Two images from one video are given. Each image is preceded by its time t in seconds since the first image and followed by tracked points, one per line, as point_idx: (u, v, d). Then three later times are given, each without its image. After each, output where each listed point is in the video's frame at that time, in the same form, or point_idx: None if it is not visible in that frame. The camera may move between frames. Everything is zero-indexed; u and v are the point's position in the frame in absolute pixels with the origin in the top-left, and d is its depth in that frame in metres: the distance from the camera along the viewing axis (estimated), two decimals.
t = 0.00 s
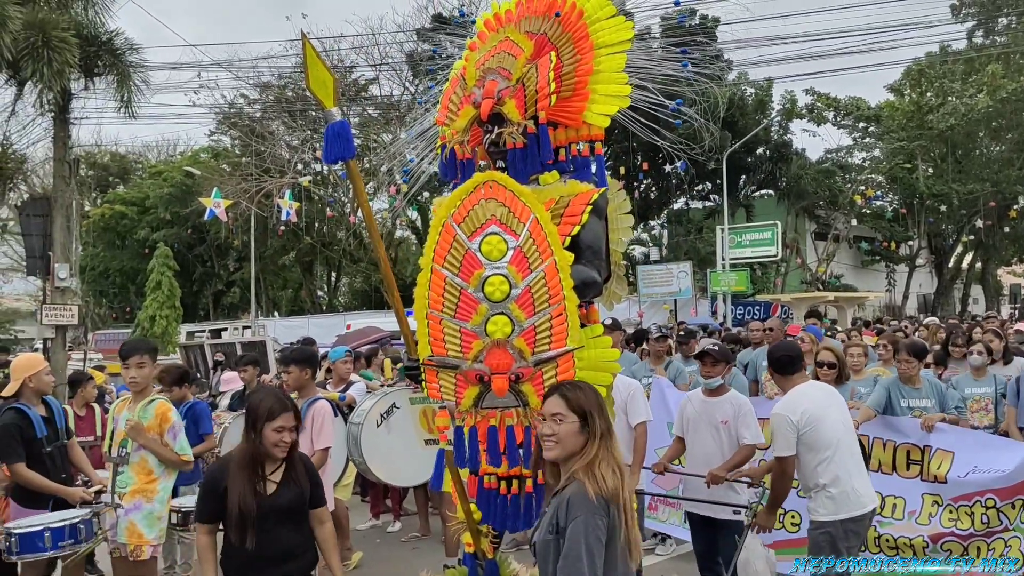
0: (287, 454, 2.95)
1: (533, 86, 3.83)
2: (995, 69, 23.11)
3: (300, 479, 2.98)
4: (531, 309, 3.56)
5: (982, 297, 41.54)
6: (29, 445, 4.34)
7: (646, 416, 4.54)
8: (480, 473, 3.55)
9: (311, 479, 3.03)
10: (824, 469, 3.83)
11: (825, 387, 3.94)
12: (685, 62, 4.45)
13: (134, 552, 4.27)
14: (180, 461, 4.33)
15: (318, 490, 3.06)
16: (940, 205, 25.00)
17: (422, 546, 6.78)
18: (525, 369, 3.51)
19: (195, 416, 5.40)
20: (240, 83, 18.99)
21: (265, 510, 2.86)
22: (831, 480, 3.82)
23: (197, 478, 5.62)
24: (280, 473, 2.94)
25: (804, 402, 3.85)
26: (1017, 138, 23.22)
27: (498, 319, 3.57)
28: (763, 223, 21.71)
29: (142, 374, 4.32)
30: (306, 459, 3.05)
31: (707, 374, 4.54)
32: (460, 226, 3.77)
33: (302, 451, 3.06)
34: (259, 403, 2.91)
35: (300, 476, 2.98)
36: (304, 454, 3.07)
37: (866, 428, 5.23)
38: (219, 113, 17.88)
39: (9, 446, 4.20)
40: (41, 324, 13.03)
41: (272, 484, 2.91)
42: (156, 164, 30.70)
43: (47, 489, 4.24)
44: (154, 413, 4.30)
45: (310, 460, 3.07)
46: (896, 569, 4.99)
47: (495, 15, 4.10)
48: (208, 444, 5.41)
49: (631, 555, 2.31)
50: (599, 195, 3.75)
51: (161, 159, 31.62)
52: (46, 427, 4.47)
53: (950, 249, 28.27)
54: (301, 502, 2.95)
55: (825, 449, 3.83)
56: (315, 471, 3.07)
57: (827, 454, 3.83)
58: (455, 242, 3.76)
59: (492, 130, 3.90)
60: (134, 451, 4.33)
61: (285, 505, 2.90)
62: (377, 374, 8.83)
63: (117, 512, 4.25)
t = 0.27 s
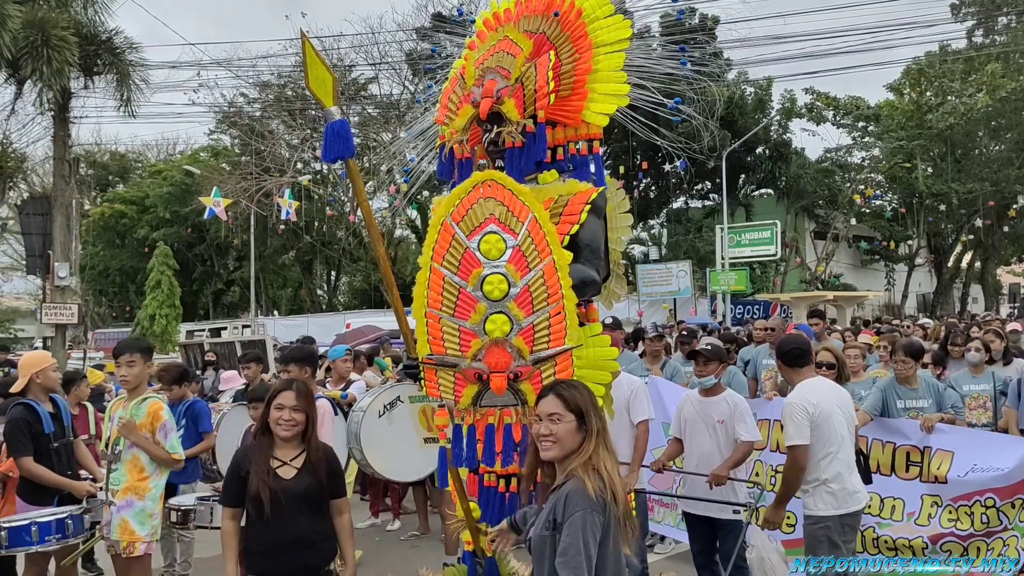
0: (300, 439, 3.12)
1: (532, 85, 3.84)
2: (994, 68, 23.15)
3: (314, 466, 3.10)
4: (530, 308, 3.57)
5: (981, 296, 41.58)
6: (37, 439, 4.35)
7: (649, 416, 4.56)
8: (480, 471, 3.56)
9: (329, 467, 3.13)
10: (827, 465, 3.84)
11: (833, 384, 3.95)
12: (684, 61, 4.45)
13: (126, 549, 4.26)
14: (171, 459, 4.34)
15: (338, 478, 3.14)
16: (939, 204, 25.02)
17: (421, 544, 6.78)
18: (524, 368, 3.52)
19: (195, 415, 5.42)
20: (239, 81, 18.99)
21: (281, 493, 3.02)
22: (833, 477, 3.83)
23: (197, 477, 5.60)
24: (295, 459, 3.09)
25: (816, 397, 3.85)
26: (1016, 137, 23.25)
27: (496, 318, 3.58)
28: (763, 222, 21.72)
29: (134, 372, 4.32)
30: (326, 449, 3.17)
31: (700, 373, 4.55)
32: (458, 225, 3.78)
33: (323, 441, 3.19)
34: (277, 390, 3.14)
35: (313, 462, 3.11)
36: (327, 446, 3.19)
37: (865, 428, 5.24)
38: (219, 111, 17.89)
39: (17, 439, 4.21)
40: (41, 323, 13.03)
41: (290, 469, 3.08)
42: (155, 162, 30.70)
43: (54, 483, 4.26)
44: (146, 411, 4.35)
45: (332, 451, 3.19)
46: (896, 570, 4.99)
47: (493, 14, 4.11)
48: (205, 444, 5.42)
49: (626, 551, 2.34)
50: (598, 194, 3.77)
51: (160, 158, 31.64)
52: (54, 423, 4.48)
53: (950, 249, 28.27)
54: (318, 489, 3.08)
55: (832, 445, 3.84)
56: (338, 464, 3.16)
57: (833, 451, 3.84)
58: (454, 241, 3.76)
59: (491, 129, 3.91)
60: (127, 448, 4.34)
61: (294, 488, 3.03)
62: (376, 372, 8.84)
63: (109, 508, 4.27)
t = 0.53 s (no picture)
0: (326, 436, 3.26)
1: (533, 83, 3.85)
2: (995, 67, 23.11)
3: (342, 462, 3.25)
4: (530, 305, 3.58)
5: (982, 295, 41.55)
6: (44, 434, 4.37)
7: (655, 416, 4.58)
8: (481, 468, 3.57)
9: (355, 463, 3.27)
10: (831, 459, 3.87)
11: (840, 380, 3.97)
12: (685, 59, 4.47)
13: (123, 544, 4.27)
14: (167, 456, 4.36)
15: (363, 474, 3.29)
16: (940, 203, 25.01)
17: (422, 542, 6.81)
18: (524, 365, 3.53)
19: (197, 412, 5.44)
20: (240, 79, 18.99)
21: (310, 489, 3.16)
22: (836, 471, 3.86)
23: (199, 474, 5.62)
24: (323, 456, 3.24)
25: (824, 392, 3.87)
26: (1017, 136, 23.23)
27: (496, 316, 3.59)
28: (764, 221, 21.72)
29: (127, 370, 4.31)
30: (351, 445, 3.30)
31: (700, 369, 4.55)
32: (458, 223, 3.80)
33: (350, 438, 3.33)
34: (307, 390, 3.31)
35: (340, 457, 3.25)
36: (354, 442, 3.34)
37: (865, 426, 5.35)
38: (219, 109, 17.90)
39: (25, 433, 4.23)
40: (42, 320, 13.07)
41: (318, 466, 3.22)
42: (157, 160, 30.72)
43: (62, 478, 4.29)
44: (143, 409, 4.38)
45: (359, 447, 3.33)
46: (895, 569, 4.99)
47: (495, 13, 4.13)
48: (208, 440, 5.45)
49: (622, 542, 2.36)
50: (598, 192, 3.79)
51: (161, 157, 31.67)
52: (62, 419, 4.51)
53: (950, 247, 28.25)
54: (344, 486, 3.20)
55: (837, 441, 3.86)
56: (365, 461, 3.30)
57: (837, 446, 3.86)
58: (454, 239, 3.78)
59: (492, 128, 3.93)
60: (122, 446, 4.35)
61: (322, 483, 3.18)
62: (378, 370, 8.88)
63: (107, 505, 4.28)
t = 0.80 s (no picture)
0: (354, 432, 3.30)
1: (537, 83, 3.89)
2: (999, 66, 23.08)
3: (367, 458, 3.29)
4: (533, 304, 3.62)
5: (986, 295, 41.51)
6: (55, 429, 4.42)
7: (666, 416, 4.60)
8: (484, 466, 3.60)
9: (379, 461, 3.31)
10: (838, 455, 3.90)
11: (849, 377, 4.00)
12: (689, 58, 4.50)
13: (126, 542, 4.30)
14: (171, 452, 4.40)
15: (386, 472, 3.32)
16: (944, 202, 25.02)
17: (425, 539, 6.86)
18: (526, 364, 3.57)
19: (201, 409, 5.48)
20: (244, 78, 19.02)
21: (334, 483, 3.22)
22: (842, 467, 3.89)
23: (202, 471, 5.69)
24: (350, 452, 3.30)
25: (833, 389, 3.90)
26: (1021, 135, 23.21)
27: (500, 314, 3.63)
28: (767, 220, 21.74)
29: (128, 368, 4.38)
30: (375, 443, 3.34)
31: (705, 367, 4.56)
32: (462, 221, 3.84)
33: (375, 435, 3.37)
34: (335, 384, 3.34)
35: (365, 454, 3.30)
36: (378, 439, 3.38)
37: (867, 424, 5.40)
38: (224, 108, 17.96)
39: (37, 428, 4.28)
40: (47, 317, 13.13)
41: (342, 460, 3.28)
42: (161, 159, 30.80)
43: (74, 472, 4.34)
44: (146, 405, 4.42)
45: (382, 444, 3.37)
46: (895, 569, 5.03)
47: (499, 13, 4.17)
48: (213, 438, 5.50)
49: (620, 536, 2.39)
50: (601, 191, 3.82)
51: (166, 155, 31.75)
52: (73, 414, 4.55)
53: (955, 247, 28.19)
54: (367, 479, 3.26)
55: (845, 438, 3.89)
56: (388, 458, 3.34)
57: (845, 443, 3.90)
58: (458, 237, 3.82)
59: (496, 127, 3.97)
60: (127, 443, 4.39)
61: (348, 478, 3.24)
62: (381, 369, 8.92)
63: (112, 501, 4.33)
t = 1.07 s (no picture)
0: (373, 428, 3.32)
1: (544, 83, 3.89)
2: (1009, 67, 22.98)
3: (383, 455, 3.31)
4: (539, 304, 3.63)
5: (994, 296, 41.39)
6: (65, 425, 4.44)
7: (672, 416, 4.60)
8: (489, 465, 3.61)
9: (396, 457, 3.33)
10: (851, 456, 3.88)
11: (864, 378, 3.99)
12: (695, 58, 4.49)
13: (133, 538, 4.32)
14: (178, 449, 4.40)
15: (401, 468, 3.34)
16: (953, 203, 24.97)
17: (430, 537, 6.88)
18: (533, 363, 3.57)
19: (208, 407, 5.50)
20: (253, 76, 19.04)
21: (349, 479, 3.23)
22: (855, 468, 3.87)
23: (209, 468, 5.71)
24: (366, 448, 3.31)
25: (849, 390, 3.89)
26: None
27: (506, 314, 3.64)
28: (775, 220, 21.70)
29: (138, 365, 4.40)
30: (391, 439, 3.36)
31: (715, 368, 4.56)
32: (469, 220, 3.84)
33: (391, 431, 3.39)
34: (352, 380, 3.34)
35: (381, 451, 3.31)
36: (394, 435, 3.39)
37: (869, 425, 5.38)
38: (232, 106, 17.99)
39: (46, 422, 4.30)
40: (55, 314, 13.16)
41: (357, 456, 3.29)
42: (169, 156, 30.87)
43: (82, 467, 4.35)
44: (155, 403, 4.43)
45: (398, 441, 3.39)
46: (895, 570, 5.00)
47: (506, 13, 4.17)
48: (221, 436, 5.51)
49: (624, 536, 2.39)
50: (608, 191, 3.81)
51: (174, 152, 31.82)
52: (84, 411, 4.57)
53: (963, 247, 28.09)
54: (381, 477, 3.27)
55: (858, 438, 3.88)
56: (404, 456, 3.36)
57: (858, 445, 3.89)
58: (465, 237, 3.83)
59: (503, 127, 3.96)
60: (135, 439, 4.41)
61: (364, 475, 3.25)
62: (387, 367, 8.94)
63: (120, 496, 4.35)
